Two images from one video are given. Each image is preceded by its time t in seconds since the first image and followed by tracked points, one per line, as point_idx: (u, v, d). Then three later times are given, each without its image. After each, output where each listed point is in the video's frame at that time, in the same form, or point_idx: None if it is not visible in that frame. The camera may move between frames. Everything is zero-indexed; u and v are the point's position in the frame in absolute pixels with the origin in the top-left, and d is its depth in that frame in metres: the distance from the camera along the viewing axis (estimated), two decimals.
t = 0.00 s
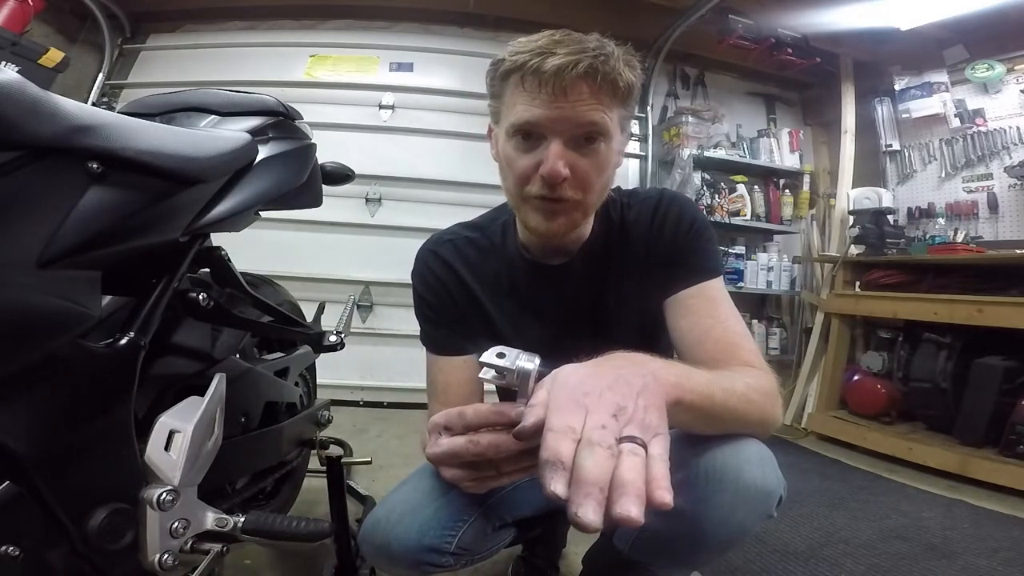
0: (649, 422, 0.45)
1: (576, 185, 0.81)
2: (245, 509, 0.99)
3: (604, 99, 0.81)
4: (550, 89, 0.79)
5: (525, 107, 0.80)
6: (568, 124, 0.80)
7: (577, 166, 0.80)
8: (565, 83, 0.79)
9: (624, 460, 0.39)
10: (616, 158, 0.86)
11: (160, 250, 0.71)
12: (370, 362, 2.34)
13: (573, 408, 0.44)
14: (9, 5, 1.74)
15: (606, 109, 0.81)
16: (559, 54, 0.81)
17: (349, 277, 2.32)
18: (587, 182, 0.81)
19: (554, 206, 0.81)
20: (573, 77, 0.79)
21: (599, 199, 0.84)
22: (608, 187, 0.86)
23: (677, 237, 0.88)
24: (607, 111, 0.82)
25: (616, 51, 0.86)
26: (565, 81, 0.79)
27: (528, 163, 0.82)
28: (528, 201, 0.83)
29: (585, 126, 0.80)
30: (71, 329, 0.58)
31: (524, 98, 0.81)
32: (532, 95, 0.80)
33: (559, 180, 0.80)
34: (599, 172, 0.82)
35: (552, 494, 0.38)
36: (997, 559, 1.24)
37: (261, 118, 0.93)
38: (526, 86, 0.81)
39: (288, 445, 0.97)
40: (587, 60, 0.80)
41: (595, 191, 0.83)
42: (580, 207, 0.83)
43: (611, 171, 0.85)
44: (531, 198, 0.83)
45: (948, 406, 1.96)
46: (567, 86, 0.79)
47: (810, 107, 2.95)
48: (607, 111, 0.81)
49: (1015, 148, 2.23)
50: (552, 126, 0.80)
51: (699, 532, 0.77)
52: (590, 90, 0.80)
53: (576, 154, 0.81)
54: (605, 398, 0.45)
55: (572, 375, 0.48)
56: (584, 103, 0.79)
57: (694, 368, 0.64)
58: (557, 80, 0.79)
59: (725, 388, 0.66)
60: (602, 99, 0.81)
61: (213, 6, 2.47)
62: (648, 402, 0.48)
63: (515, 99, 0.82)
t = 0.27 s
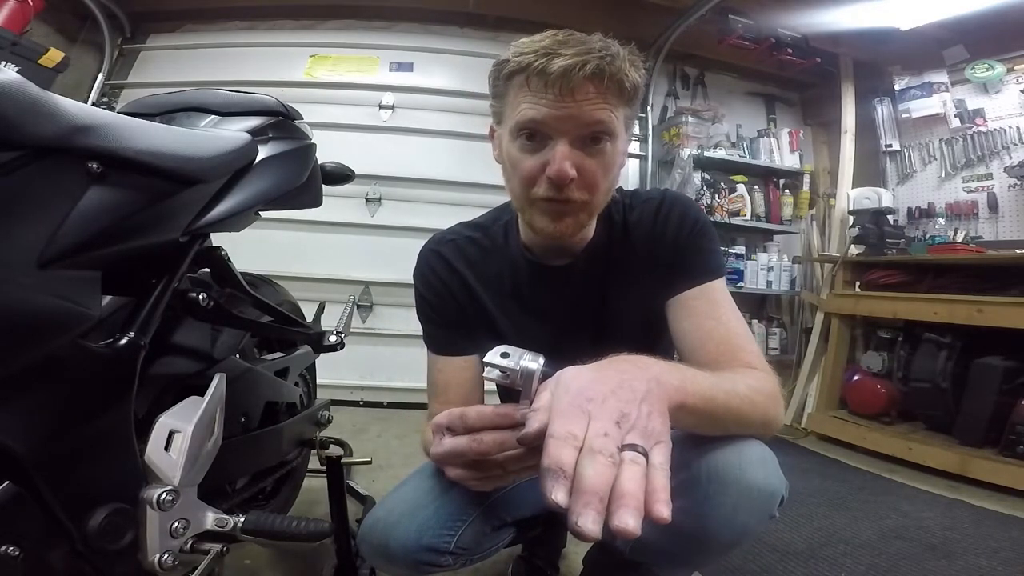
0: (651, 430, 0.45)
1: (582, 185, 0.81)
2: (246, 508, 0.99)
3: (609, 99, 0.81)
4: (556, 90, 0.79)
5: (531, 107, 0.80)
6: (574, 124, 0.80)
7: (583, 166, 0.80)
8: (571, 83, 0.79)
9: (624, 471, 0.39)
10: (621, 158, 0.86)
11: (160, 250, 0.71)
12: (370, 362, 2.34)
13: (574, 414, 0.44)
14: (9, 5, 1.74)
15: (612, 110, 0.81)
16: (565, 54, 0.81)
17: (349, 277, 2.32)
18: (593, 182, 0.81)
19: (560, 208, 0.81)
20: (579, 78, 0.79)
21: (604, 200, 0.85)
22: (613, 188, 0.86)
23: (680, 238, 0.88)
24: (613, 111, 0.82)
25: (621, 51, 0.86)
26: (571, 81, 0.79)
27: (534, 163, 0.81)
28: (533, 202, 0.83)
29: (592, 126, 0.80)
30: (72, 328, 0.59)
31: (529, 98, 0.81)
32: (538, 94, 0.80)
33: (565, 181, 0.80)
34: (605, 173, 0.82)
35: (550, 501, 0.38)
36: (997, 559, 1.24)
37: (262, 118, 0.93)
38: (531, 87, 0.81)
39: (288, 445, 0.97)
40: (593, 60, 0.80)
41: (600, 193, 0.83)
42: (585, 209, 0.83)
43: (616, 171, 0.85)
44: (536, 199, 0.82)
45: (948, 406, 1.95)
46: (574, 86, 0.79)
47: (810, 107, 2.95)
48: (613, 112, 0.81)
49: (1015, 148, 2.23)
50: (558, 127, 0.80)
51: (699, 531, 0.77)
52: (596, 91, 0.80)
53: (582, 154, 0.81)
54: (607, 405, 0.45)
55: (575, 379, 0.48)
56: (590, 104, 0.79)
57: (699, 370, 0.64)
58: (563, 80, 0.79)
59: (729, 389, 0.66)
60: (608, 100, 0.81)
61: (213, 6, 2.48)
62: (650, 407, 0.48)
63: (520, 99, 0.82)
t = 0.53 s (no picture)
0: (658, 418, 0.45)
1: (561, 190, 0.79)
2: (246, 509, 0.99)
3: (592, 101, 0.77)
4: (532, 95, 0.77)
5: (510, 113, 0.79)
6: (551, 128, 0.77)
7: (563, 171, 0.79)
8: (547, 88, 0.76)
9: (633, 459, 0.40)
10: (610, 160, 0.82)
11: (160, 250, 0.71)
12: (370, 362, 2.34)
13: (582, 403, 0.45)
14: (9, 5, 1.74)
15: (594, 113, 0.78)
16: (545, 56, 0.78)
17: (349, 277, 2.32)
18: (576, 186, 0.80)
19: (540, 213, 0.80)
20: (554, 82, 0.76)
21: (589, 204, 0.82)
22: (603, 191, 0.83)
23: (682, 238, 0.88)
24: (596, 114, 0.78)
25: (613, 48, 0.81)
26: (547, 85, 0.76)
27: (515, 168, 0.81)
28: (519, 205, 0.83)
29: (570, 130, 0.77)
30: (71, 328, 0.59)
31: (509, 103, 0.79)
32: (516, 100, 0.78)
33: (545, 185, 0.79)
34: (588, 177, 0.80)
35: (560, 483, 0.38)
36: (997, 559, 1.24)
37: (261, 118, 0.93)
38: (510, 91, 0.79)
39: (288, 446, 0.97)
40: (572, 62, 0.77)
41: (584, 197, 0.80)
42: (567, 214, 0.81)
43: (605, 174, 0.82)
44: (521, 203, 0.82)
45: (948, 406, 1.95)
46: (551, 89, 0.76)
47: (810, 107, 2.95)
48: (595, 115, 0.78)
49: (1015, 148, 2.23)
50: (535, 132, 0.78)
51: (702, 530, 0.77)
52: (574, 94, 0.77)
53: (562, 159, 0.78)
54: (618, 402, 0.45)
55: (583, 370, 0.49)
56: (568, 107, 0.77)
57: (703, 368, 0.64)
58: (538, 85, 0.77)
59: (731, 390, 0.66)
60: (590, 102, 0.77)
61: (213, 6, 2.48)
62: (656, 400, 0.48)
63: (503, 104, 0.81)
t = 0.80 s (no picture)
0: (704, 428, 0.47)
1: (517, 218, 0.73)
2: (246, 508, 0.99)
3: (548, 122, 0.70)
4: (481, 122, 0.70)
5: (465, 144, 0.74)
6: (499, 156, 0.70)
7: (524, 198, 0.72)
8: (495, 114, 0.69)
9: (645, 459, 0.44)
10: (581, 179, 0.74)
11: (160, 250, 0.71)
12: (370, 361, 2.34)
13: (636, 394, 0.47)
14: (9, 5, 1.74)
15: (550, 133, 0.70)
16: (491, 75, 0.70)
17: (348, 277, 2.32)
18: (540, 212, 0.73)
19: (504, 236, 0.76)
20: (502, 107, 0.69)
21: (557, 228, 0.75)
22: (575, 210, 0.75)
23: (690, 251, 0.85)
24: (553, 134, 0.70)
25: (576, 59, 0.73)
26: (494, 110, 0.69)
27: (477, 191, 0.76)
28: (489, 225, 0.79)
29: (525, 156, 0.69)
30: (72, 328, 0.59)
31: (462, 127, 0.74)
32: (470, 128, 0.72)
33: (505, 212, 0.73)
34: (554, 200, 0.73)
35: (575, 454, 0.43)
36: (997, 559, 1.24)
37: (261, 118, 0.93)
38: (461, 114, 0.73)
39: (289, 445, 0.97)
40: (520, 82, 0.69)
41: (549, 221, 0.74)
42: (532, 238, 0.76)
43: (575, 194, 0.74)
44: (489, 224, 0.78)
45: (949, 406, 1.95)
46: (496, 116, 0.69)
47: (810, 106, 2.95)
48: (552, 136, 0.70)
49: (1015, 148, 2.23)
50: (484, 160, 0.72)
51: (725, 528, 0.76)
52: (527, 116, 0.69)
53: (520, 186, 0.71)
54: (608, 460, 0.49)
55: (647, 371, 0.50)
56: (520, 131, 0.69)
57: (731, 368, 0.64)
58: (486, 112, 0.69)
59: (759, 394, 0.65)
60: (545, 124, 0.70)
61: (213, 6, 2.48)
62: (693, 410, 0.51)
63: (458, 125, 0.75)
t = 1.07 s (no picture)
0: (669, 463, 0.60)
1: (516, 231, 0.74)
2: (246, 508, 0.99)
3: (550, 140, 0.69)
4: (480, 139, 0.69)
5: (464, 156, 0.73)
6: (498, 172, 0.70)
7: (524, 215, 0.72)
8: (494, 132, 0.68)
9: (613, 491, 0.59)
10: (584, 195, 0.74)
11: (160, 250, 0.71)
12: (370, 362, 2.34)
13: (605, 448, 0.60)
14: (9, 5, 1.74)
15: (552, 151, 0.69)
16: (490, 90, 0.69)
17: (348, 277, 2.32)
18: (540, 229, 0.73)
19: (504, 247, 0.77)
20: (501, 125, 0.68)
21: (557, 241, 0.76)
22: (576, 225, 0.76)
23: (695, 256, 0.84)
24: (554, 152, 0.69)
25: (578, 71, 0.71)
26: (493, 127, 0.68)
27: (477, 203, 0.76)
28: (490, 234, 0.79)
29: (525, 175, 0.69)
30: (71, 328, 0.59)
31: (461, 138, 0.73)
32: (469, 142, 0.71)
33: (506, 229, 0.74)
34: (555, 218, 0.73)
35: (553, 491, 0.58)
36: (997, 559, 1.24)
37: (262, 118, 0.93)
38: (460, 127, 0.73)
39: (289, 444, 0.97)
40: (521, 98, 0.68)
41: (549, 235, 0.74)
42: (531, 250, 0.76)
43: (577, 210, 0.74)
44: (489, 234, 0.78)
45: (949, 406, 1.95)
46: (495, 131, 0.68)
47: (810, 106, 2.95)
48: (552, 154, 0.69)
49: (1015, 148, 2.23)
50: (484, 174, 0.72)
51: (738, 529, 0.76)
52: (527, 134, 0.68)
53: (520, 204, 0.71)
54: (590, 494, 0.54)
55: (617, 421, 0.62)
56: (520, 151, 0.68)
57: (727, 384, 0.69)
58: (486, 129, 0.69)
59: (761, 405, 0.69)
60: (546, 142, 0.69)
61: (213, 6, 2.48)
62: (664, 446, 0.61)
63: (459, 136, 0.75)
